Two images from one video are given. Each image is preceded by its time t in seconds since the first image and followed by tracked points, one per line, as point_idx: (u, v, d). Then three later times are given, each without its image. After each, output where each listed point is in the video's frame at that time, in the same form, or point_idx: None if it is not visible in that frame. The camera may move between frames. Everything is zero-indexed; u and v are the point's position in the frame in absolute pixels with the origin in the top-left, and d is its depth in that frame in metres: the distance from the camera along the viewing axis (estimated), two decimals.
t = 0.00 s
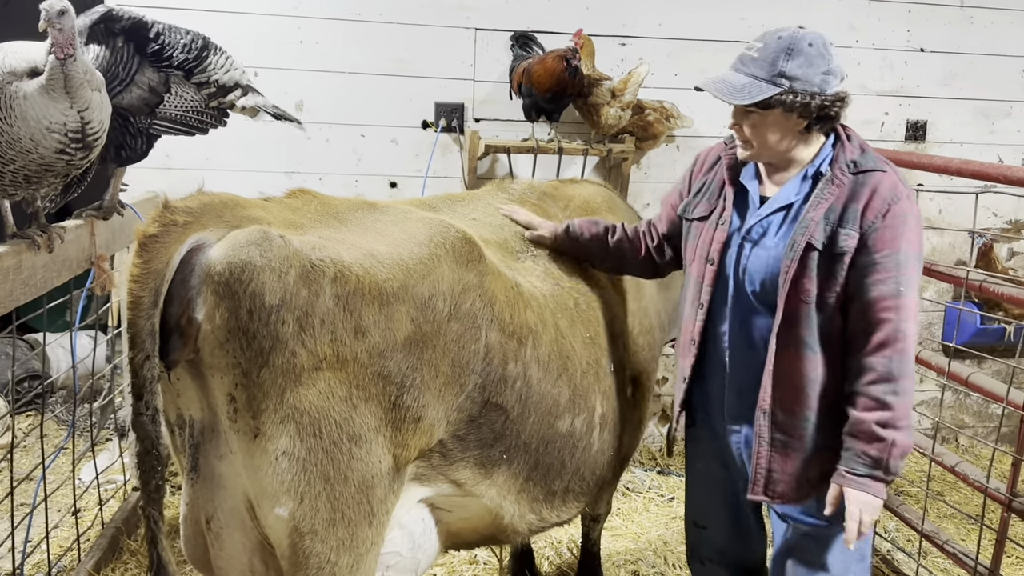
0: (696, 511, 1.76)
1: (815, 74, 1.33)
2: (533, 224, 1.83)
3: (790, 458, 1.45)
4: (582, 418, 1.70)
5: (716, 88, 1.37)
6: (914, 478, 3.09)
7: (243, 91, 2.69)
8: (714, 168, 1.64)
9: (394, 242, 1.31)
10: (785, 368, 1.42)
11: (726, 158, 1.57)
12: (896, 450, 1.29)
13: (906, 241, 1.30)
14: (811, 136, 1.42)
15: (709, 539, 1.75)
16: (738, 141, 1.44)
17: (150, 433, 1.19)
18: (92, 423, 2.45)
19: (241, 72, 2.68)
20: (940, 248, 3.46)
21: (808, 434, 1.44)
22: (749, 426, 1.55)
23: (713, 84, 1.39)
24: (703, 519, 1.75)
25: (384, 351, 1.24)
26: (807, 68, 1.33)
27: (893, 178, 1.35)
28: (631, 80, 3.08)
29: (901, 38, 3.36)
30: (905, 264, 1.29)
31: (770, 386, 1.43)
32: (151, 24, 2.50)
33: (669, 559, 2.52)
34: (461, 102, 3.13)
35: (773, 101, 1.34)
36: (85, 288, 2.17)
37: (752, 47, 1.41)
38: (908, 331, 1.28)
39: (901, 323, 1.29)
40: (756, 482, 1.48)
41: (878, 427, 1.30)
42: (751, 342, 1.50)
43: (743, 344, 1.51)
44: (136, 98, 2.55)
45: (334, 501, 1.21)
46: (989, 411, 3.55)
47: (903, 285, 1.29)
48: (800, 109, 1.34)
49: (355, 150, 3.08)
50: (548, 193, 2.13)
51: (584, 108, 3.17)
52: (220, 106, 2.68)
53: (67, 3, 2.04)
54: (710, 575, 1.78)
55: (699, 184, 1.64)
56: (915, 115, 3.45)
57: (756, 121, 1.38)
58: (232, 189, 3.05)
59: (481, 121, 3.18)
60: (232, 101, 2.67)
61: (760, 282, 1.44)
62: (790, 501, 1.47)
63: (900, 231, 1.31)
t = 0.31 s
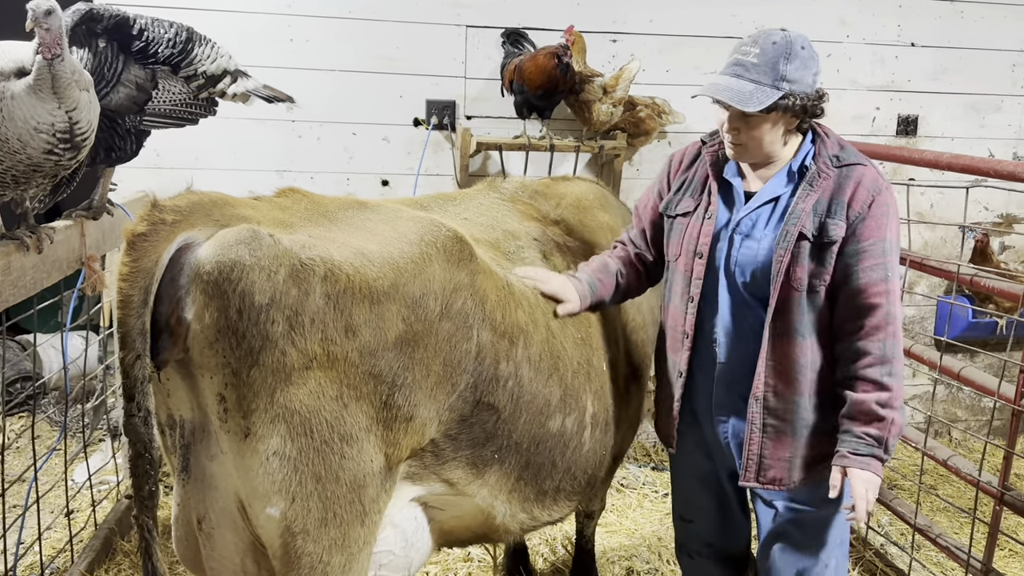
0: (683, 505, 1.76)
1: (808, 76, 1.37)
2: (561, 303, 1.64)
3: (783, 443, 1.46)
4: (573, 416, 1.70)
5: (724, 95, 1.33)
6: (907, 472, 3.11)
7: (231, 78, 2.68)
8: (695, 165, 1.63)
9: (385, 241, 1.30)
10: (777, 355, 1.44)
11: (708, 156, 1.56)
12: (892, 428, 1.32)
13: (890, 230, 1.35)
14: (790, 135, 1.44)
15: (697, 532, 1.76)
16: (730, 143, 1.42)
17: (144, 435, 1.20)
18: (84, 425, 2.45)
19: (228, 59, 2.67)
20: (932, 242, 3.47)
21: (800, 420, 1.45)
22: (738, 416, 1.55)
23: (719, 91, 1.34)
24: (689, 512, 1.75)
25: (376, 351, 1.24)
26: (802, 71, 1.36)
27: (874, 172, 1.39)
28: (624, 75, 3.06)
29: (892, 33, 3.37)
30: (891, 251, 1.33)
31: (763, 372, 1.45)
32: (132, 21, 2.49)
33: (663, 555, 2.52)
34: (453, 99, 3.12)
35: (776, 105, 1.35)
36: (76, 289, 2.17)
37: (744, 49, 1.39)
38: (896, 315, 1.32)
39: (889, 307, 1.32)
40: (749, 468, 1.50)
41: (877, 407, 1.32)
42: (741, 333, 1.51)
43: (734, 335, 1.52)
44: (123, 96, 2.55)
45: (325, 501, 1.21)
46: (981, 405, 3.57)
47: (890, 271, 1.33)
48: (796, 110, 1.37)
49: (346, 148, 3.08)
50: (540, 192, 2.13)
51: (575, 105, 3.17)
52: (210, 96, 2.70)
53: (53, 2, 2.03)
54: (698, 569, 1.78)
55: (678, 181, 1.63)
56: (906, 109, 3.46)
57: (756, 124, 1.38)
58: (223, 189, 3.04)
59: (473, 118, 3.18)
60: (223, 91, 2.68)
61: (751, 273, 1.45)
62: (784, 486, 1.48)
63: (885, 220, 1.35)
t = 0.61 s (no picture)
0: (674, 500, 1.76)
1: (816, 76, 1.41)
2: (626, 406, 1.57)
3: (793, 438, 1.49)
4: (564, 414, 1.70)
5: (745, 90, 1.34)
6: (900, 465, 3.12)
7: (218, 72, 2.83)
8: (689, 164, 1.59)
9: (373, 239, 1.30)
10: (788, 351, 1.45)
11: (710, 155, 1.54)
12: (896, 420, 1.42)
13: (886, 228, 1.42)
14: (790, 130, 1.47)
15: (687, 527, 1.76)
16: (738, 137, 1.44)
17: (133, 433, 1.21)
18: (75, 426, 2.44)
19: (212, 53, 2.81)
20: (924, 236, 3.49)
21: (808, 413, 1.48)
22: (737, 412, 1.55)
23: (738, 87, 1.35)
24: (680, 507, 1.75)
25: (365, 349, 1.23)
26: (812, 71, 1.40)
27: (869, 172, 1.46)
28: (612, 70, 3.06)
29: (882, 27, 3.37)
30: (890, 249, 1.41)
31: (778, 368, 1.46)
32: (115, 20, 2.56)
33: (657, 550, 2.53)
34: (443, 96, 3.11)
35: (789, 103, 1.38)
36: (65, 290, 2.15)
37: (757, 46, 1.40)
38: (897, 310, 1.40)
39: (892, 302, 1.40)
40: (760, 465, 1.50)
41: (889, 400, 1.40)
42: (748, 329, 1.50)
43: (742, 333, 1.51)
44: (109, 97, 2.58)
45: (316, 501, 1.21)
46: (973, 397, 3.58)
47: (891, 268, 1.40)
48: (804, 109, 1.41)
49: (336, 146, 3.07)
50: (531, 189, 2.12)
51: (567, 101, 3.18)
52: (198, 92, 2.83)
53: (39, 3, 2.08)
54: (689, 565, 1.78)
55: (673, 181, 1.58)
56: (896, 103, 3.46)
57: (767, 121, 1.40)
58: (213, 188, 3.02)
59: (464, 115, 3.17)
60: (212, 85, 2.82)
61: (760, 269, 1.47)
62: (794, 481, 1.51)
63: (884, 219, 1.42)
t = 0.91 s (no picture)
0: (667, 500, 1.76)
1: (806, 68, 1.42)
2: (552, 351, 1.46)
3: (809, 430, 1.49)
4: (554, 410, 1.69)
5: (742, 84, 1.34)
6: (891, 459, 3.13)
7: (202, 63, 2.74)
8: (678, 159, 1.59)
9: (361, 238, 1.29)
10: (795, 344, 1.46)
11: (701, 148, 1.55)
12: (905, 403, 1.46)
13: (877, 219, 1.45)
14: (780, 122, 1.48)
15: (681, 527, 1.76)
16: (731, 129, 1.44)
17: (119, 434, 1.21)
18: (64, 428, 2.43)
19: (194, 44, 2.71)
20: (913, 230, 3.50)
21: (821, 406, 1.49)
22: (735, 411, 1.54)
23: (735, 80, 1.35)
24: (675, 506, 1.75)
25: (352, 348, 1.23)
26: (803, 63, 1.41)
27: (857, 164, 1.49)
28: (602, 66, 3.06)
29: (870, 22, 3.37)
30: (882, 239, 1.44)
31: (788, 360, 1.46)
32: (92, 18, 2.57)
33: (649, 546, 2.53)
34: (432, 93, 3.10)
35: (783, 96, 1.39)
36: (52, 292, 2.13)
37: (749, 40, 1.40)
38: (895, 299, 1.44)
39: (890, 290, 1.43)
40: (778, 459, 1.50)
41: (898, 386, 1.43)
42: (752, 325, 1.50)
43: (746, 328, 1.50)
44: (93, 94, 2.67)
45: (306, 501, 1.20)
46: (963, 391, 3.60)
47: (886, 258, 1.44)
48: (796, 101, 1.43)
49: (325, 145, 3.06)
50: (520, 185, 2.12)
51: (556, 98, 3.14)
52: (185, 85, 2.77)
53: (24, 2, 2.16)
54: (683, 564, 1.79)
55: (664, 176, 1.58)
56: (885, 98, 3.47)
57: (761, 113, 1.41)
58: (202, 188, 3.00)
59: (453, 113, 3.16)
60: (196, 76, 2.74)
61: (762, 264, 1.46)
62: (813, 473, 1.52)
63: (876, 210, 1.45)
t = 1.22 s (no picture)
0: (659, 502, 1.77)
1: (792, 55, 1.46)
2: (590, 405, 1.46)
3: (791, 424, 1.50)
4: (544, 408, 1.69)
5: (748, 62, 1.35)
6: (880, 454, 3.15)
7: (191, 82, 2.84)
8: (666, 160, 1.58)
9: (348, 238, 1.28)
10: (784, 337, 1.47)
11: (690, 146, 1.54)
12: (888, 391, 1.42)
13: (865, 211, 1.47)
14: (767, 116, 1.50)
15: (672, 529, 1.77)
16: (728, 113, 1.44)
17: (98, 439, 1.16)
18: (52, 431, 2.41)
19: (186, 66, 2.84)
20: (901, 226, 3.51)
21: (805, 398, 1.49)
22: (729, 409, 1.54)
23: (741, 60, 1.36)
24: (666, 508, 1.75)
25: (341, 350, 1.22)
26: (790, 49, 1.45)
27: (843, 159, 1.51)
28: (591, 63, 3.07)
29: (858, 18, 3.38)
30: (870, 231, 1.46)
31: (779, 353, 1.47)
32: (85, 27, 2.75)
33: (640, 544, 2.54)
34: (420, 92, 3.09)
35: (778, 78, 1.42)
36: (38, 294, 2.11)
37: (742, 25, 1.41)
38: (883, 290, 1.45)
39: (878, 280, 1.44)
40: (763, 454, 1.50)
41: (882, 374, 1.41)
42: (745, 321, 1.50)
43: (738, 325, 1.49)
44: (80, 98, 2.85)
45: (293, 505, 1.20)
46: (952, 386, 3.62)
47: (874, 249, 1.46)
48: (785, 87, 1.46)
49: (313, 145, 3.04)
50: (508, 185, 2.11)
51: (545, 96, 3.13)
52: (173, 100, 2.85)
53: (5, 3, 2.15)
54: (675, 565, 1.79)
55: (655, 179, 1.57)
56: (873, 95, 3.48)
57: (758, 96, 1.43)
58: (189, 189, 2.98)
59: (441, 112, 3.15)
60: (184, 94, 2.84)
61: (755, 259, 1.47)
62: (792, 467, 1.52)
63: (863, 202, 1.46)
